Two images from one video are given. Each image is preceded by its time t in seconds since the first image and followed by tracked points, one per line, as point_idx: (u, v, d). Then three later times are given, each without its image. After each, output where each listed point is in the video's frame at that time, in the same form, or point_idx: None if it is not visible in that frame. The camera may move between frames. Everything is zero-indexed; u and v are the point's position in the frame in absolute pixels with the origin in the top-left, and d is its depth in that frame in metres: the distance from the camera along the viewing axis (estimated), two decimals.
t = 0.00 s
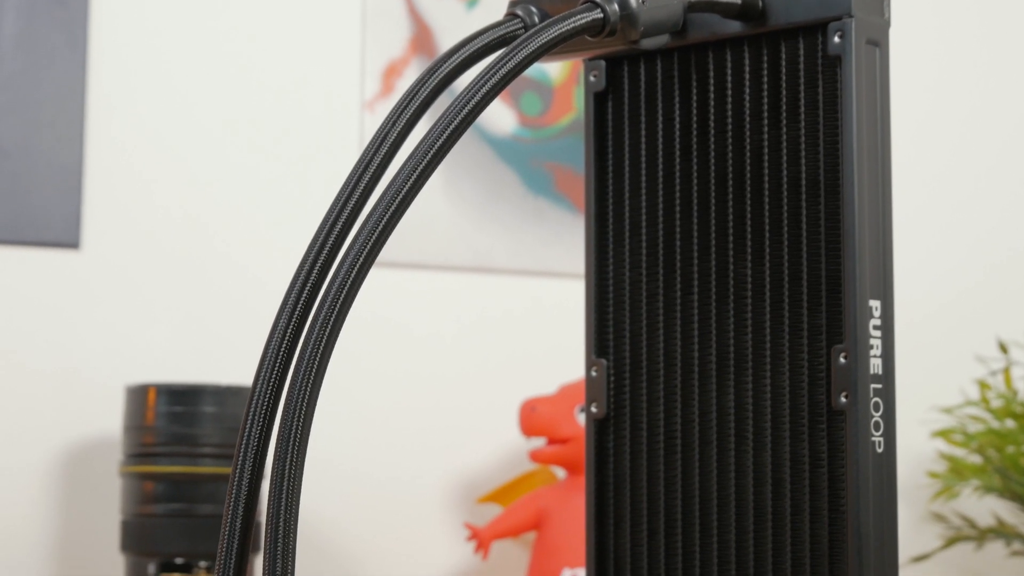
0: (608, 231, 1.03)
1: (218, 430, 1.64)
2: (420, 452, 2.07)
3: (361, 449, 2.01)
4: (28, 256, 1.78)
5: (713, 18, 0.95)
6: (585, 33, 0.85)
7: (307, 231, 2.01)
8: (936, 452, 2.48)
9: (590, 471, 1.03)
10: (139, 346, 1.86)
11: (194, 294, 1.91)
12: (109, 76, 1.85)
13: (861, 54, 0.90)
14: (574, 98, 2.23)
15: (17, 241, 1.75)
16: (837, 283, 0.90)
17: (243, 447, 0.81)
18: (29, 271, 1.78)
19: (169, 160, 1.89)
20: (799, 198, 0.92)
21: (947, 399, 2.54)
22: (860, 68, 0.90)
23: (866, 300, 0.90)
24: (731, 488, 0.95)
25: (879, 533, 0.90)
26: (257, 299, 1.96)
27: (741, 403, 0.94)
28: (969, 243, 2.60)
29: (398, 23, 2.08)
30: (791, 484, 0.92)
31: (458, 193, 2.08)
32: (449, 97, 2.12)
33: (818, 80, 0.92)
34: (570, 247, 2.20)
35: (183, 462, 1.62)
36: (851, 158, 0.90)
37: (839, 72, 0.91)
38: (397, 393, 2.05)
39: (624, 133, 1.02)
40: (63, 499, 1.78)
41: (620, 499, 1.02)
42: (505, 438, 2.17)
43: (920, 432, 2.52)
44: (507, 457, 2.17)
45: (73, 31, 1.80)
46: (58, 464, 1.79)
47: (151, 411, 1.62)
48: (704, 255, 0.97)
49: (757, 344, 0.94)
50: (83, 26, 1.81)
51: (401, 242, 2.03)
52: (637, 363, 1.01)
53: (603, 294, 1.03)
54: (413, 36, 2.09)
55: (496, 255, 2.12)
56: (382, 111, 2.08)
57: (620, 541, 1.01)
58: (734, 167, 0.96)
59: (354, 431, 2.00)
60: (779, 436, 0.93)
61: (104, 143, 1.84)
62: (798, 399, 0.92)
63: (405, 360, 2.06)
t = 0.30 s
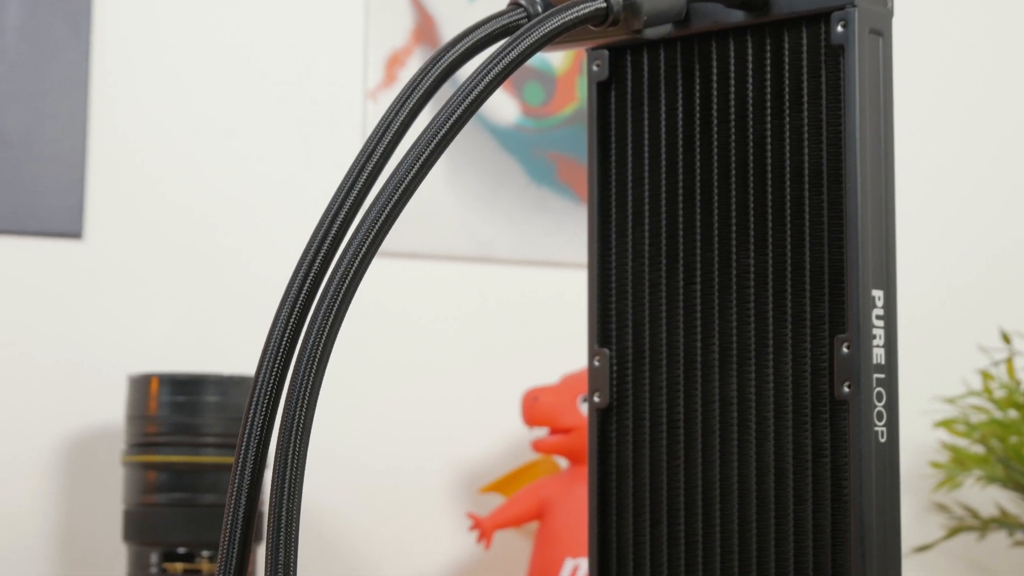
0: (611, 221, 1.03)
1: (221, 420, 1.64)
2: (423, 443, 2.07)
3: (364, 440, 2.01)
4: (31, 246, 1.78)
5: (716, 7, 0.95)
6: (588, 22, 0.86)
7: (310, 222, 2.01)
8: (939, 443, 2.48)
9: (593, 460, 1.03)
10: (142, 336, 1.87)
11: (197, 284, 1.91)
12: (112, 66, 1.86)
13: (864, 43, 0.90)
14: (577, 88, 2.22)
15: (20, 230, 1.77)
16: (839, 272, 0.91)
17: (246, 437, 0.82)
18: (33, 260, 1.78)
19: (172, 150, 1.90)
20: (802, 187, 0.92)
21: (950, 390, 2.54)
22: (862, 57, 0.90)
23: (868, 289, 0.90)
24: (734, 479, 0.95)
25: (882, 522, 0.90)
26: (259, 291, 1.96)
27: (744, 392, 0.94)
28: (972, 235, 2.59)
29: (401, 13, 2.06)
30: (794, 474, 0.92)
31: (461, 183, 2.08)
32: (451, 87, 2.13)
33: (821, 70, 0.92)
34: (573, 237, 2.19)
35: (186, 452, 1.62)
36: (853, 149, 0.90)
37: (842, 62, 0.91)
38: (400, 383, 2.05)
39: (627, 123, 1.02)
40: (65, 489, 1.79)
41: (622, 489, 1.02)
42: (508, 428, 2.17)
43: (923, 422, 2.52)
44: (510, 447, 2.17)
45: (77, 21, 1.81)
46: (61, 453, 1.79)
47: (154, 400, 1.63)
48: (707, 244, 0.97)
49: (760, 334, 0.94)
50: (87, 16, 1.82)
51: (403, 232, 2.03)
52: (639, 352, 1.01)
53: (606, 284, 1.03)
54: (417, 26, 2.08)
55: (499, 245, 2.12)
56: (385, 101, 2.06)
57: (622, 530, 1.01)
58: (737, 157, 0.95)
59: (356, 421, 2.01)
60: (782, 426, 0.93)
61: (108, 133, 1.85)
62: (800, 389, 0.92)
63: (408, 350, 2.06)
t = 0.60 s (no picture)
0: (613, 212, 1.03)
1: (223, 409, 1.66)
2: (424, 433, 2.07)
3: (365, 429, 2.01)
4: (32, 236, 1.79)
5: None
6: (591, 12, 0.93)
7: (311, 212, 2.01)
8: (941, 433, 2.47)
9: (595, 450, 1.03)
10: (143, 326, 1.87)
11: (198, 274, 1.91)
12: (113, 56, 1.86)
13: (866, 32, 0.90)
14: (579, 77, 2.22)
15: (22, 219, 1.77)
16: (841, 263, 0.91)
17: (247, 428, 0.82)
18: (34, 250, 1.79)
19: (173, 140, 1.90)
20: (804, 176, 0.92)
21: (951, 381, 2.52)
22: (865, 46, 0.90)
23: (871, 279, 0.90)
24: (736, 469, 0.95)
25: (885, 512, 0.90)
26: (261, 281, 1.96)
27: (746, 381, 0.95)
28: (974, 224, 2.57)
29: (402, 3, 2.06)
30: (795, 463, 0.92)
31: (462, 173, 2.08)
32: (453, 77, 2.13)
33: (823, 59, 0.92)
34: (575, 227, 2.19)
35: (188, 441, 1.64)
36: (856, 138, 0.90)
37: (844, 51, 0.91)
38: (401, 373, 2.06)
39: (629, 113, 1.02)
40: (68, 478, 1.79)
41: (625, 479, 1.02)
42: (509, 418, 2.17)
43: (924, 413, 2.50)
44: (511, 437, 2.17)
45: (79, 10, 1.82)
46: (63, 443, 1.80)
47: (156, 389, 1.64)
48: (709, 234, 0.97)
49: (762, 324, 0.94)
50: (88, 5, 1.82)
51: (405, 222, 2.03)
52: (641, 341, 1.01)
53: (608, 274, 1.03)
54: (418, 15, 2.07)
55: (500, 235, 2.12)
56: (388, 91, 2.06)
57: (624, 520, 1.02)
58: (739, 147, 0.96)
59: (357, 411, 2.01)
60: (783, 415, 0.93)
61: (109, 123, 1.85)
62: (802, 378, 0.92)
63: (409, 340, 2.07)
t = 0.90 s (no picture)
0: (614, 202, 1.03)
1: (225, 399, 1.66)
2: (425, 423, 2.07)
3: (365, 420, 2.01)
4: (32, 226, 1.79)
5: None
6: None
7: (312, 202, 2.00)
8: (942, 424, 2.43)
9: (596, 440, 1.03)
10: (144, 317, 1.87)
11: (198, 265, 1.91)
12: (113, 47, 1.85)
13: (869, 21, 0.91)
14: (580, 67, 2.21)
15: (22, 210, 1.77)
16: (843, 253, 0.91)
17: (248, 420, 0.83)
18: (35, 241, 1.79)
19: (173, 131, 1.89)
20: (805, 166, 0.92)
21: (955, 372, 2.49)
22: (867, 35, 0.90)
23: (872, 269, 0.90)
24: (737, 460, 0.95)
25: (886, 501, 0.90)
26: (262, 273, 1.95)
27: (748, 371, 0.95)
28: (977, 214, 2.54)
29: None
30: (796, 453, 0.92)
31: (464, 164, 2.08)
32: (454, 67, 2.13)
33: (825, 49, 0.92)
34: (576, 217, 2.19)
35: (190, 431, 1.64)
36: (858, 128, 0.90)
37: (846, 41, 0.91)
38: (401, 364, 2.05)
39: (630, 102, 1.02)
40: (70, 468, 1.80)
41: (626, 469, 1.02)
42: (509, 408, 2.17)
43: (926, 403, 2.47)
44: (512, 427, 2.17)
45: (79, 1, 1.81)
46: (63, 434, 1.80)
47: (157, 379, 1.64)
48: (710, 224, 0.97)
49: (764, 313, 0.94)
50: None
51: (405, 213, 2.03)
52: (642, 332, 1.01)
53: (609, 264, 1.03)
54: (419, 5, 2.07)
55: (502, 226, 2.12)
56: (388, 81, 2.05)
57: (625, 510, 1.01)
58: (740, 136, 0.96)
59: (357, 402, 2.01)
60: (785, 405, 0.93)
61: (110, 113, 1.85)
62: (803, 368, 0.92)
63: (409, 331, 2.07)
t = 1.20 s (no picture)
0: (615, 191, 1.03)
1: (226, 389, 1.66)
2: (426, 413, 2.07)
3: (366, 410, 2.02)
4: (33, 215, 1.79)
5: None
6: None
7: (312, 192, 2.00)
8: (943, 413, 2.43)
9: (598, 430, 1.03)
10: (145, 307, 1.87)
11: (199, 255, 1.91)
12: (114, 36, 1.86)
13: (870, 11, 0.91)
14: (582, 57, 2.21)
15: (23, 199, 1.78)
16: (844, 243, 0.91)
17: (251, 406, 0.89)
18: (37, 230, 1.79)
19: (174, 121, 1.89)
20: (807, 156, 0.92)
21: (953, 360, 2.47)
22: (868, 25, 0.90)
23: (874, 258, 0.90)
24: (738, 450, 0.95)
25: (886, 491, 0.90)
26: (263, 263, 1.95)
27: (749, 361, 0.95)
28: (978, 203, 2.53)
29: None
30: (798, 443, 0.92)
31: (465, 154, 2.08)
32: (455, 57, 2.12)
33: (826, 38, 0.92)
34: (578, 208, 2.18)
35: (190, 421, 1.64)
36: (859, 118, 0.90)
37: (847, 30, 0.91)
38: (403, 354, 2.06)
39: (631, 92, 1.02)
40: (71, 457, 1.80)
41: (627, 459, 1.02)
42: (511, 398, 2.16)
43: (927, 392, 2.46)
44: (514, 417, 2.16)
45: None
46: (65, 423, 1.80)
47: (158, 370, 1.64)
48: (711, 214, 0.96)
49: (765, 303, 0.94)
50: None
51: (406, 203, 2.04)
52: (643, 322, 1.01)
53: (610, 253, 1.03)
54: None
55: (503, 216, 2.12)
56: (389, 71, 2.05)
57: (626, 501, 1.01)
58: (742, 126, 0.95)
59: (359, 392, 2.01)
60: (786, 395, 0.93)
61: (110, 103, 1.85)
62: (805, 358, 0.92)
63: (411, 321, 2.07)
